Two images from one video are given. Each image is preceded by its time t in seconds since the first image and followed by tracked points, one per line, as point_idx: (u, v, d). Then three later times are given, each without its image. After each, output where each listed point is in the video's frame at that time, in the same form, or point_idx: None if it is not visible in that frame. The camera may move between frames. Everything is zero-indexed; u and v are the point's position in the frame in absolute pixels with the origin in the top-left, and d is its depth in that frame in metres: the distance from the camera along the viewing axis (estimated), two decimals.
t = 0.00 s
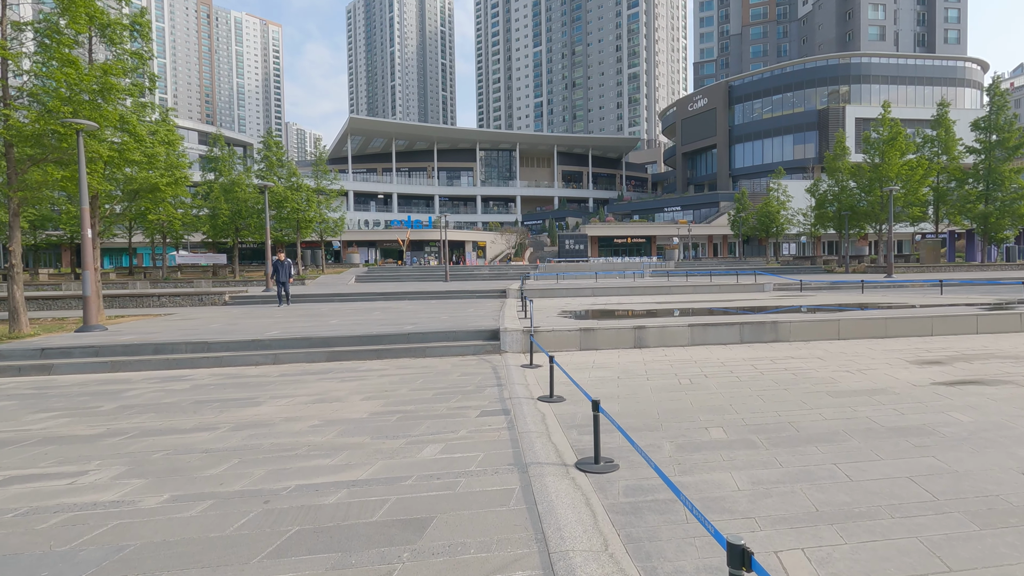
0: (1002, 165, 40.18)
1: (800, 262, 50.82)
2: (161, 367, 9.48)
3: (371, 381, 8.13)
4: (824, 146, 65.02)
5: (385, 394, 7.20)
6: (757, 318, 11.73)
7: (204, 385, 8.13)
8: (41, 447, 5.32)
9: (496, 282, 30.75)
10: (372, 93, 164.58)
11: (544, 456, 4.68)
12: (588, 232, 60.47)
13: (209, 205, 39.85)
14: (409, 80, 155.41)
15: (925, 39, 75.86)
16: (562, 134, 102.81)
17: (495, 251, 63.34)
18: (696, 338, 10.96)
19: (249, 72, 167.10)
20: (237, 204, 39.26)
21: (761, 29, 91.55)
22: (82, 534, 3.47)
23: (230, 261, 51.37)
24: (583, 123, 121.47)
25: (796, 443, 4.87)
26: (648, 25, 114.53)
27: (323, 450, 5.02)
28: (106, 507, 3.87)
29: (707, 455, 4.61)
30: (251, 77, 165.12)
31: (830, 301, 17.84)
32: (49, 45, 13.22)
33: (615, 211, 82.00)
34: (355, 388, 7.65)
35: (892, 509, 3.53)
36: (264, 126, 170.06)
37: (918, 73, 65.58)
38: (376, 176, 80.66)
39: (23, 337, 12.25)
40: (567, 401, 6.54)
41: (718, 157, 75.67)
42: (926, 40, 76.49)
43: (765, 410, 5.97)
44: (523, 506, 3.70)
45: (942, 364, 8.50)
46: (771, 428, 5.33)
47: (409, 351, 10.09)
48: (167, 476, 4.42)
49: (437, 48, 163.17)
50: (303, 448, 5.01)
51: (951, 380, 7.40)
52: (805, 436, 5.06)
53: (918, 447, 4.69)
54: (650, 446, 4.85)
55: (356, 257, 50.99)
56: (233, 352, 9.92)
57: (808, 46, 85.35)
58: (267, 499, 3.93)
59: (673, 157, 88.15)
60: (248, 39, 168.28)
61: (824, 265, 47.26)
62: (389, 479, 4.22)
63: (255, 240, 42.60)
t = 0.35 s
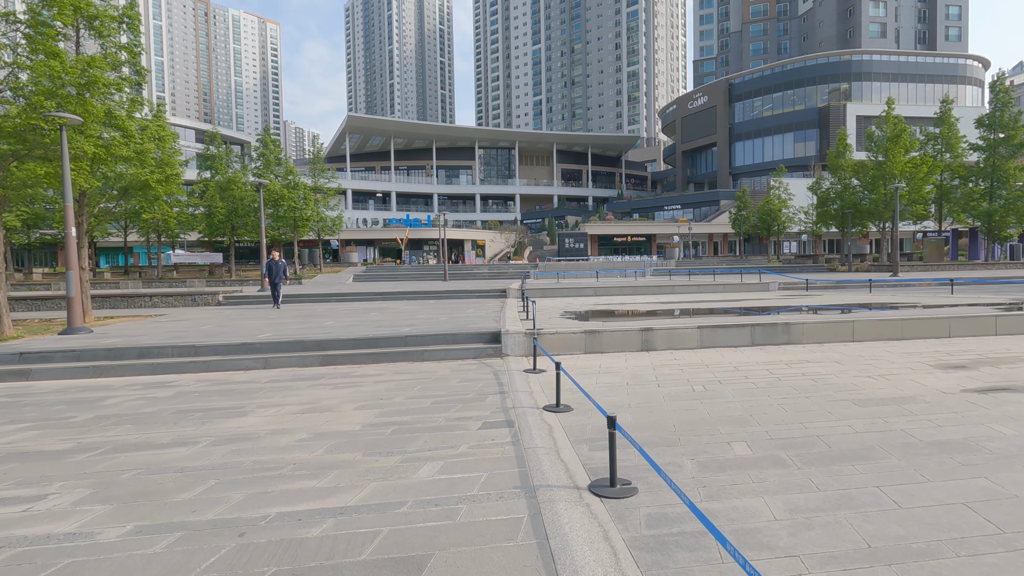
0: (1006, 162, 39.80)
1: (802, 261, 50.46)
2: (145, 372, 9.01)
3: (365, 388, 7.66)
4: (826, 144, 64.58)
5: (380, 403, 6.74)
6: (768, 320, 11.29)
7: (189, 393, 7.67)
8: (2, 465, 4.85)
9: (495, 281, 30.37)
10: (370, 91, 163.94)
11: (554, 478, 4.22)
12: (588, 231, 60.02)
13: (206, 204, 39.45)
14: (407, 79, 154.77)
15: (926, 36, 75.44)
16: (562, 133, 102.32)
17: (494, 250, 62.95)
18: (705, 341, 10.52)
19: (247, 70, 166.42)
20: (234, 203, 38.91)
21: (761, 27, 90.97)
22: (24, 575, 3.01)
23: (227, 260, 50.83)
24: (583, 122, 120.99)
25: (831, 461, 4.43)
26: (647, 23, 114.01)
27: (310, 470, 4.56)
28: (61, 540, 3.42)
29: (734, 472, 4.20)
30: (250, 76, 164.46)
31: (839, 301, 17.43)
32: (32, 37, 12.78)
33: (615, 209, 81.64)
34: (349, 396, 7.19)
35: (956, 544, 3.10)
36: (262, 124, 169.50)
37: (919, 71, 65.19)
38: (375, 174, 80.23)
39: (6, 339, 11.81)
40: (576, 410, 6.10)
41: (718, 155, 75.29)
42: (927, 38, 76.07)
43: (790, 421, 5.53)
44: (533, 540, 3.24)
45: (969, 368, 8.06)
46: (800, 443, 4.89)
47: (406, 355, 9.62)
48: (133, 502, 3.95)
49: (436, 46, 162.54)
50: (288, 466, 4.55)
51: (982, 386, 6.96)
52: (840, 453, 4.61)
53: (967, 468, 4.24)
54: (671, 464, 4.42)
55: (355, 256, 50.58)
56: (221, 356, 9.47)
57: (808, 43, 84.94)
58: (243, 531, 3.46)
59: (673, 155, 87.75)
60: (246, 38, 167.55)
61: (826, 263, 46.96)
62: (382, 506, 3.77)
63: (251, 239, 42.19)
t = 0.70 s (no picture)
0: (1017, 158, 39.12)
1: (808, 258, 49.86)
2: (131, 376, 8.55)
3: (361, 393, 7.18)
4: (830, 141, 63.92)
5: (377, 411, 6.25)
6: (784, 319, 10.78)
7: (174, 398, 7.22)
8: None
9: (497, 280, 29.92)
10: (371, 89, 163.39)
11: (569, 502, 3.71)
12: (590, 229, 59.45)
13: (204, 201, 39.03)
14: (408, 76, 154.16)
15: (930, 33, 74.74)
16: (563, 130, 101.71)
17: (495, 248, 62.49)
18: (720, 341, 10.03)
19: (248, 69, 165.89)
20: (233, 200, 38.56)
21: (764, 23, 90.13)
22: None
23: (226, 259, 50.31)
24: (584, 119, 120.38)
25: (880, 480, 3.95)
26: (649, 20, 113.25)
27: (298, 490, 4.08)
28: None
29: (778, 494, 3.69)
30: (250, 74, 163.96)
31: (852, 301, 16.95)
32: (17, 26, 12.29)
33: (617, 207, 81.12)
34: (343, 403, 6.69)
35: None
36: (263, 122, 168.99)
37: (924, 67, 64.56)
38: (375, 172, 79.72)
39: None
40: (589, 421, 5.64)
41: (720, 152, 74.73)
42: (932, 34, 75.36)
43: (824, 431, 5.06)
44: None
45: (1005, 372, 7.55)
46: (839, 455, 4.43)
47: (405, 357, 9.16)
48: (91, 531, 3.46)
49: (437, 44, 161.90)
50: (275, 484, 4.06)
51: None
52: (889, 470, 4.11)
53: None
54: (702, 484, 3.93)
55: (355, 254, 50.13)
56: (211, 358, 8.99)
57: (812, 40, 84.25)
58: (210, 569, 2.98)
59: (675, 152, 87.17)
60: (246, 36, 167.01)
61: (832, 261, 46.45)
62: (375, 537, 3.28)
63: (250, 236, 41.79)
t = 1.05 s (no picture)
0: None
1: (812, 256, 49.25)
2: (112, 382, 8.10)
3: (354, 401, 6.71)
4: (834, 138, 63.25)
5: (370, 421, 5.77)
6: (800, 320, 10.29)
7: (154, 406, 6.76)
8: None
9: (498, 278, 29.49)
10: (372, 87, 162.82)
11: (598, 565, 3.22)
12: (592, 227, 58.90)
13: (202, 200, 38.58)
14: (409, 74, 153.55)
15: (935, 29, 73.97)
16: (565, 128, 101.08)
17: (496, 246, 61.96)
18: (733, 344, 9.54)
19: (249, 67, 165.43)
20: (231, 198, 38.13)
21: (768, 19, 89.22)
22: None
23: (225, 258, 49.89)
24: (586, 117, 119.67)
25: (938, 510, 3.46)
26: (651, 17, 112.52)
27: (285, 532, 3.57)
28: None
29: (838, 540, 3.22)
30: (251, 72, 163.43)
31: (865, 301, 16.44)
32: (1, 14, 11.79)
33: (619, 205, 80.56)
34: (334, 412, 6.21)
35: None
36: (264, 121, 168.52)
37: (929, 63, 63.82)
38: (375, 170, 79.21)
39: None
40: (602, 434, 5.16)
41: (723, 150, 74.09)
42: (937, 30, 74.54)
43: (863, 449, 4.58)
44: None
45: None
46: (882, 478, 3.98)
47: (403, 361, 8.68)
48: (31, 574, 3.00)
49: (438, 41, 161.10)
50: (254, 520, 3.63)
51: None
52: (947, 497, 3.62)
53: None
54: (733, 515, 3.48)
55: (356, 252, 49.69)
56: (197, 362, 8.51)
57: (816, 36, 83.44)
58: None
59: (678, 150, 86.57)
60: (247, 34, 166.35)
61: (838, 260, 45.88)
62: None
63: (247, 235, 41.37)
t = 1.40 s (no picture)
0: None
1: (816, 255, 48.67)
2: (89, 390, 7.62)
3: (345, 412, 6.23)
4: (837, 136, 62.65)
5: (362, 436, 5.30)
6: (817, 322, 9.80)
7: (130, 418, 6.27)
8: None
9: (499, 277, 29.03)
10: (372, 84, 162.20)
11: (601, 568, 3.25)
12: (593, 225, 58.38)
13: (198, 198, 38.06)
14: (409, 72, 152.89)
15: (939, 26, 73.28)
16: (566, 126, 100.51)
17: (497, 245, 61.40)
18: (747, 348, 9.07)
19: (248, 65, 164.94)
20: (227, 196, 37.68)
21: (770, 16, 88.52)
22: None
23: (223, 256, 49.42)
24: (587, 115, 118.96)
25: (1014, 554, 3.00)
26: (652, 14, 111.89)
27: (286, 533, 3.56)
28: None
29: (839, 540, 3.19)
30: (250, 70, 162.87)
31: (878, 301, 15.95)
32: None
33: (620, 203, 79.98)
34: (322, 425, 5.73)
35: None
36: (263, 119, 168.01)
37: (933, 61, 63.18)
38: (375, 168, 78.64)
39: None
40: (616, 453, 4.67)
41: (725, 148, 73.54)
42: (941, 27, 73.88)
43: (909, 471, 4.11)
44: None
45: None
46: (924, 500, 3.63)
47: (399, 366, 8.19)
48: None
49: (438, 39, 160.38)
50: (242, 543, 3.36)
51: None
52: None
53: None
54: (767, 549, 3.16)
55: (354, 251, 49.20)
56: (180, 369, 8.03)
57: (819, 33, 82.77)
58: None
59: (679, 148, 85.99)
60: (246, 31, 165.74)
61: (842, 259, 45.35)
62: None
63: (244, 234, 40.97)
